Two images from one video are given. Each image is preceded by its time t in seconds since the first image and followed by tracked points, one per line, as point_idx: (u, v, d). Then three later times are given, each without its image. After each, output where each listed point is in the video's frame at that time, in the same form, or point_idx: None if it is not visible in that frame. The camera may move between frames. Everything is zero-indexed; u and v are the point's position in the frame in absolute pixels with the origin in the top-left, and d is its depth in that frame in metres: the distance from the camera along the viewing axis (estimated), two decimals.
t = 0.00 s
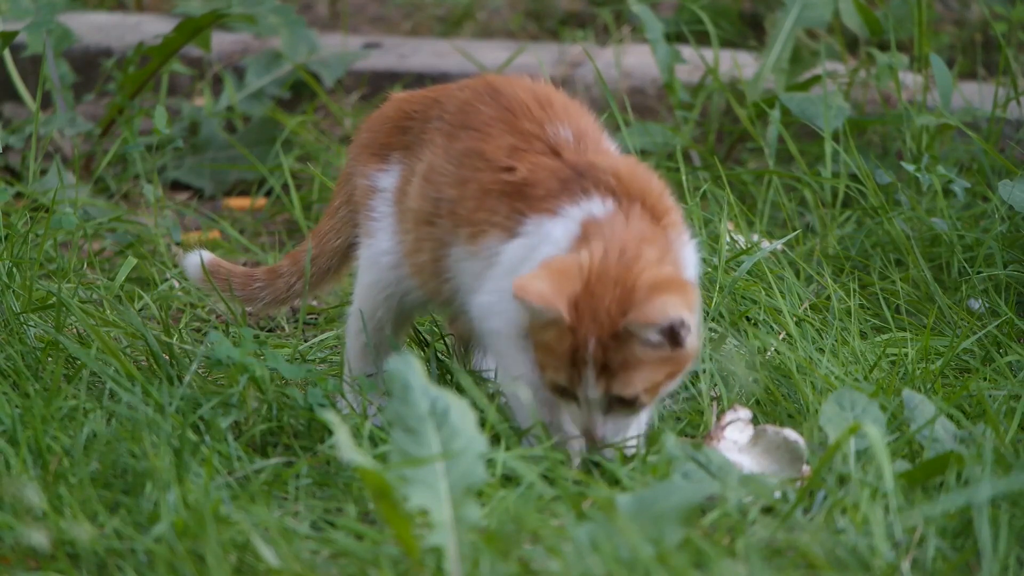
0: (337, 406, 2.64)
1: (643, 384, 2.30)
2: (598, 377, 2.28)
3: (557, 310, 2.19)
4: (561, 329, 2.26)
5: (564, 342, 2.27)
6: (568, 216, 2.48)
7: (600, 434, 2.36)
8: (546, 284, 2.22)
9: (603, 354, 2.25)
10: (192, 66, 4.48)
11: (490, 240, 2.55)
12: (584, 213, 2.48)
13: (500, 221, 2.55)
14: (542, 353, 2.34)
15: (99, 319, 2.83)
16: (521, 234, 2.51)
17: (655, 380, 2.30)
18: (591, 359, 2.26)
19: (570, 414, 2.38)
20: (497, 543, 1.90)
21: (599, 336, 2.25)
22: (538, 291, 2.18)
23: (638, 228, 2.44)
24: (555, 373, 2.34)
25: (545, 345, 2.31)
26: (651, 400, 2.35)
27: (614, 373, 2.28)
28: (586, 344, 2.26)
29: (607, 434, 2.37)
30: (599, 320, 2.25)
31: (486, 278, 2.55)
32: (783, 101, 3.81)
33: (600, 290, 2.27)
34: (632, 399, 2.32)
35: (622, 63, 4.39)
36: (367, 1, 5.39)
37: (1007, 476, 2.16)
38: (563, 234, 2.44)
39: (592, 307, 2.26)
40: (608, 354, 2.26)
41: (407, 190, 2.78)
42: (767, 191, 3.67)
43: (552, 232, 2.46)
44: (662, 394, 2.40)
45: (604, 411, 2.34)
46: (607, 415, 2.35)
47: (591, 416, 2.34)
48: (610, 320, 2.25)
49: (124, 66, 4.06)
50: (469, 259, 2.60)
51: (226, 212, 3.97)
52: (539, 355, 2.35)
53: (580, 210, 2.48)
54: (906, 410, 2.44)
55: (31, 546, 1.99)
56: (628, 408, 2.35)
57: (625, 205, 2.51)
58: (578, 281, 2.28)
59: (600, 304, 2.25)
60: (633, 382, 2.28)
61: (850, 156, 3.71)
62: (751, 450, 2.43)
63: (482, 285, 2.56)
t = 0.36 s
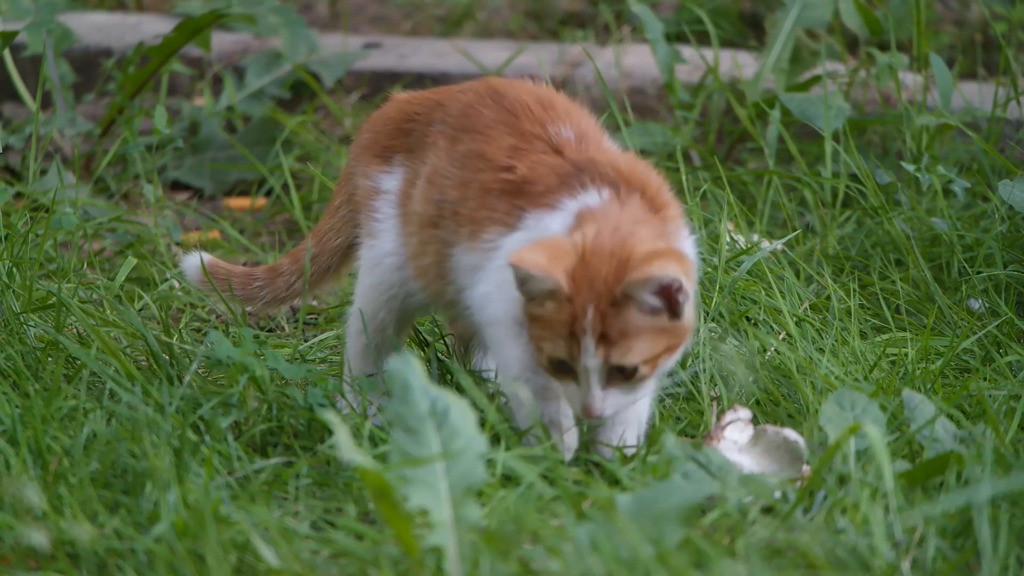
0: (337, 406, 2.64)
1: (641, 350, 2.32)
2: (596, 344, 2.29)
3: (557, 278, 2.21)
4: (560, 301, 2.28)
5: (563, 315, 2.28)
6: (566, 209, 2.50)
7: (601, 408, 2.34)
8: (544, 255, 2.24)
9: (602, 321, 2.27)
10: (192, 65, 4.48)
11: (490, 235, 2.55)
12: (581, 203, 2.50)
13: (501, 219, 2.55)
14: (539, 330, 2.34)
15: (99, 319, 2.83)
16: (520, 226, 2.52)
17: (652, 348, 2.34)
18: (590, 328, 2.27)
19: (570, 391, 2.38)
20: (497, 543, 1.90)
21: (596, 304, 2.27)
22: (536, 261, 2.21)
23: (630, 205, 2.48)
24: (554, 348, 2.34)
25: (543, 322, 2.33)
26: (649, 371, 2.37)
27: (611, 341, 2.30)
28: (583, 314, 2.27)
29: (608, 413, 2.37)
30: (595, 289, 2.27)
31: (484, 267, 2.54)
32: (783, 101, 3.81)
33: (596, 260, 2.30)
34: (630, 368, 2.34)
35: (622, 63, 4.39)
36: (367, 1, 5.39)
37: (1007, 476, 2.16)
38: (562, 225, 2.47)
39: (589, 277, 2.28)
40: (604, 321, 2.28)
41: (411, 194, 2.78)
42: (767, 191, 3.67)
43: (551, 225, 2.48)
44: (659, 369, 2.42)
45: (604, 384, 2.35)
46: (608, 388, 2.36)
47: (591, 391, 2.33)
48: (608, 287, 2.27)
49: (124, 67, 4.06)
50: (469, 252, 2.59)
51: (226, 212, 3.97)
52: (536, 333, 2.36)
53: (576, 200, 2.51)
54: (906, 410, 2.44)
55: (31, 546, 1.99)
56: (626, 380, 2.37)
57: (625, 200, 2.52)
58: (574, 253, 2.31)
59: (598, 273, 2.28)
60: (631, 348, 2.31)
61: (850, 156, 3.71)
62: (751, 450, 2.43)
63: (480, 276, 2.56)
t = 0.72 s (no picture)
0: (337, 406, 2.64)
1: (642, 352, 2.32)
2: (597, 344, 2.29)
3: (557, 278, 2.21)
4: (561, 302, 2.27)
5: (564, 316, 2.28)
6: (565, 210, 2.50)
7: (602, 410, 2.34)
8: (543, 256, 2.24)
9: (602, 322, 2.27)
10: (192, 66, 4.48)
11: (490, 235, 2.55)
12: (579, 205, 2.50)
13: (501, 219, 2.55)
14: (540, 332, 2.34)
15: (99, 319, 2.83)
16: (520, 226, 2.52)
17: (654, 349, 2.34)
18: (590, 329, 2.27)
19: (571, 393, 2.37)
20: (497, 543, 1.90)
21: (596, 304, 2.26)
22: (536, 261, 2.21)
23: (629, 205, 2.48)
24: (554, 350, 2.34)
25: (543, 323, 2.32)
26: (651, 372, 2.37)
27: (611, 342, 2.29)
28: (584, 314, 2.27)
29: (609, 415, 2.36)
30: (596, 291, 2.27)
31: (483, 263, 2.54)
32: (783, 101, 3.81)
33: (596, 260, 2.30)
34: (632, 369, 2.33)
35: (623, 63, 4.39)
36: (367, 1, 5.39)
37: (1007, 476, 2.16)
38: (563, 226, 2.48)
39: (589, 279, 2.28)
40: (604, 322, 2.27)
41: (412, 196, 2.78)
42: (767, 191, 3.67)
43: (552, 225, 2.49)
44: (661, 371, 2.42)
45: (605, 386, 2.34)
46: (610, 390, 2.35)
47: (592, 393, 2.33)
48: (609, 288, 2.26)
49: (124, 66, 4.06)
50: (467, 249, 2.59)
51: (226, 212, 3.97)
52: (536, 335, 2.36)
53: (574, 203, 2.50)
54: (906, 410, 2.44)
55: (31, 546, 1.99)
56: (628, 382, 2.36)
57: (622, 201, 2.51)
58: (574, 253, 2.31)
59: (599, 274, 2.28)
60: (632, 349, 2.31)
61: (850, 157, 3.72)
62: (751, 450, 2.43)
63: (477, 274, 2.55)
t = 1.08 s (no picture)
0: (337, 407, 2.64)
1: (654, 389, 2.31)
2: (611, 388, 2.26)
3: (570, 318, 2.19)
4: (573, 344, 2.25)
5: (577, 357, 2.25)
6: (561, 223, 2.48)
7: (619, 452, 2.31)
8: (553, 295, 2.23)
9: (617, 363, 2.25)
10: (192, 66, 4.48)
11: (490, 245, 2.55)
12: (577, 223, 2.48)
13: (499, 226, 2.55)
14: (553, 376, 2.31)
15: (99, 319, 2.83)
16: (519, 237, 2.51)
17: (666, 386, 2.32)
18: (605, 372, 2.24)
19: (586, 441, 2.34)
20: (497, 543, 1.90)
21: (609, 347, 2.24)
22: (549, 302, 2.19)
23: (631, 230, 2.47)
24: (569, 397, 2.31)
25: (556, 370, 2.30)
26: (663, 409, 2.36)
27: (624, 383, 2.27)
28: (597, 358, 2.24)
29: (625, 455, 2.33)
30: (608, 332, 2.24)
31: (490, 285, 2.55)
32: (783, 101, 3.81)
33: (605, 298, 2.28)
34: (645, 408, 2.32)
35: (622, 63, 4.39)
36: (367, 1, 5.39)
37: (1007, 476, 2.16)
38: (559, 244, 2.45)
39: (601, 319, 2.25)
40: (617, 364, 2.25)
41: (411, 197, 2.78)
42: (767, 191, 3.67)
43: (549, 240, 2.47)
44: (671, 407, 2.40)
45: (621, 428, 2.32)
46: (624, 431, 2.32)
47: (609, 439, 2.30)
48: (621, 329, 2.24)
49: (124, 67, 4.06)
50: (468, 265, 2.60)
51: (226, 212, 3.97)
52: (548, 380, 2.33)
53: (573, 218, 2.48)
54: (906, 410, 2.44)
55: (31, 546, 1.99)
56: (642, 421, 2.34)
57: (619, 211, 2.51)
58: (583, 291, 2.30)
59: (610, 312, 2.26)
60: (645, 389, 2.29)
61: (850, 156, 3.72)
62: (751, 450, 2.43)
63: (480, 290, 2.57)
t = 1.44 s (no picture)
0: (337, 407, 2.64)
1: (637, 391, 2.32)
2: (595, 389, 2.27)
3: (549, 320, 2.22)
4: (554, 348, 2.26)
5: (559, 361, 2.26)
6: (543, 233, 2.49)
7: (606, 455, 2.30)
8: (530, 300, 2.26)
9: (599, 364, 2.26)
10: (192, 66, 4.48)
11: (485, 252, 2.56)
12: (559, 232, 2.48)
13: (494, 233, 2.56)
14: (537, 385, 2.31)
15: (99, 319, 2.83)
16: (508, 243, 2.52)
17: (648, 386, 2.34)
18: (588, 372, 2.26)
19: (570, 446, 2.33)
20: (497, 543, 1.90)
21: (591, 347, 2.26)
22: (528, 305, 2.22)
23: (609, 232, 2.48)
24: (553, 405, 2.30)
25: (538, 377, 2.30)
26: (646, 411, 2.37)
27: (608, 384, 2.28)
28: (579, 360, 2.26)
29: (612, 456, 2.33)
30: (588, 333, 2.27)
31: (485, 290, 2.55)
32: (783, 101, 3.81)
33: (583, 301, 2.31)
34: (630, 410, 2.32)
35: (623, 63, 4.39)
36: (367, 2, 5.39)
37: (1007, 476, 2.16)
38: (540, 255, 2.46)
39: (580, 320, 2.28)
40: (600, 364, 2.26)
41: (412, 205, 2.79)
42: (767, 191, 3.67)
43: (530, 250, 2.48)
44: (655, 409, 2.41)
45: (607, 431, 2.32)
46: (610, 434, 2.32)
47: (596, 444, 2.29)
48: (600, 329, 2.27)
49: (124, 67, 4.06)
50: (468, 271, 2.60)
51: (226, 211, 3.97)
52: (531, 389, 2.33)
53: (555, 227, 2.49)
54: (906, 410, 2.44)
55: (31, 546, 1.99)
56: (627, 424, 2.35)
57: (607, 221, 2.51)
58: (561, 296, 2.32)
59: (588, 313, 2.28)
60: (628, 390, 2.30)
61: (850, 157, 3.72)
62: (751, 450, 2.43)
63: (478, 294, 2.58)
